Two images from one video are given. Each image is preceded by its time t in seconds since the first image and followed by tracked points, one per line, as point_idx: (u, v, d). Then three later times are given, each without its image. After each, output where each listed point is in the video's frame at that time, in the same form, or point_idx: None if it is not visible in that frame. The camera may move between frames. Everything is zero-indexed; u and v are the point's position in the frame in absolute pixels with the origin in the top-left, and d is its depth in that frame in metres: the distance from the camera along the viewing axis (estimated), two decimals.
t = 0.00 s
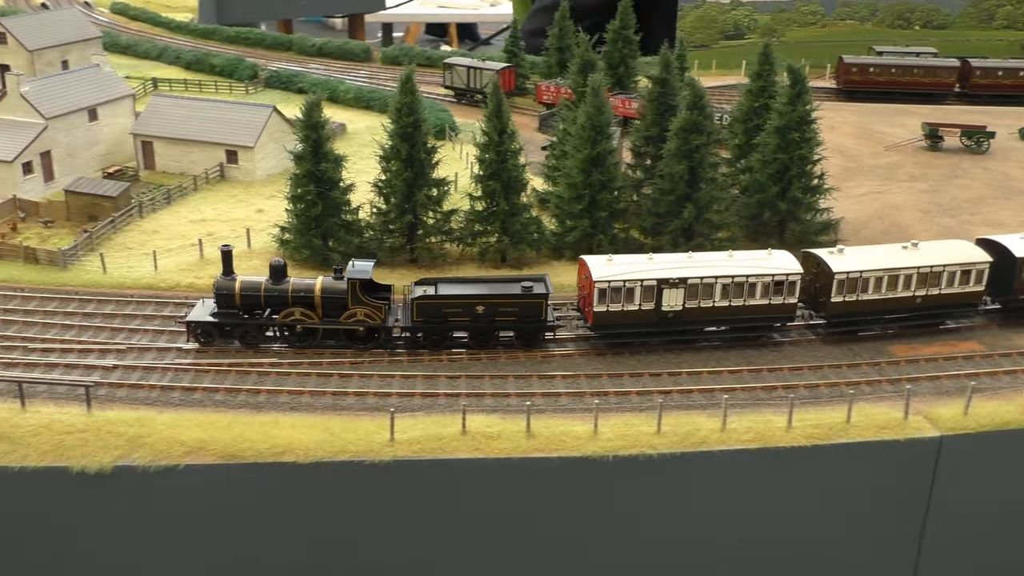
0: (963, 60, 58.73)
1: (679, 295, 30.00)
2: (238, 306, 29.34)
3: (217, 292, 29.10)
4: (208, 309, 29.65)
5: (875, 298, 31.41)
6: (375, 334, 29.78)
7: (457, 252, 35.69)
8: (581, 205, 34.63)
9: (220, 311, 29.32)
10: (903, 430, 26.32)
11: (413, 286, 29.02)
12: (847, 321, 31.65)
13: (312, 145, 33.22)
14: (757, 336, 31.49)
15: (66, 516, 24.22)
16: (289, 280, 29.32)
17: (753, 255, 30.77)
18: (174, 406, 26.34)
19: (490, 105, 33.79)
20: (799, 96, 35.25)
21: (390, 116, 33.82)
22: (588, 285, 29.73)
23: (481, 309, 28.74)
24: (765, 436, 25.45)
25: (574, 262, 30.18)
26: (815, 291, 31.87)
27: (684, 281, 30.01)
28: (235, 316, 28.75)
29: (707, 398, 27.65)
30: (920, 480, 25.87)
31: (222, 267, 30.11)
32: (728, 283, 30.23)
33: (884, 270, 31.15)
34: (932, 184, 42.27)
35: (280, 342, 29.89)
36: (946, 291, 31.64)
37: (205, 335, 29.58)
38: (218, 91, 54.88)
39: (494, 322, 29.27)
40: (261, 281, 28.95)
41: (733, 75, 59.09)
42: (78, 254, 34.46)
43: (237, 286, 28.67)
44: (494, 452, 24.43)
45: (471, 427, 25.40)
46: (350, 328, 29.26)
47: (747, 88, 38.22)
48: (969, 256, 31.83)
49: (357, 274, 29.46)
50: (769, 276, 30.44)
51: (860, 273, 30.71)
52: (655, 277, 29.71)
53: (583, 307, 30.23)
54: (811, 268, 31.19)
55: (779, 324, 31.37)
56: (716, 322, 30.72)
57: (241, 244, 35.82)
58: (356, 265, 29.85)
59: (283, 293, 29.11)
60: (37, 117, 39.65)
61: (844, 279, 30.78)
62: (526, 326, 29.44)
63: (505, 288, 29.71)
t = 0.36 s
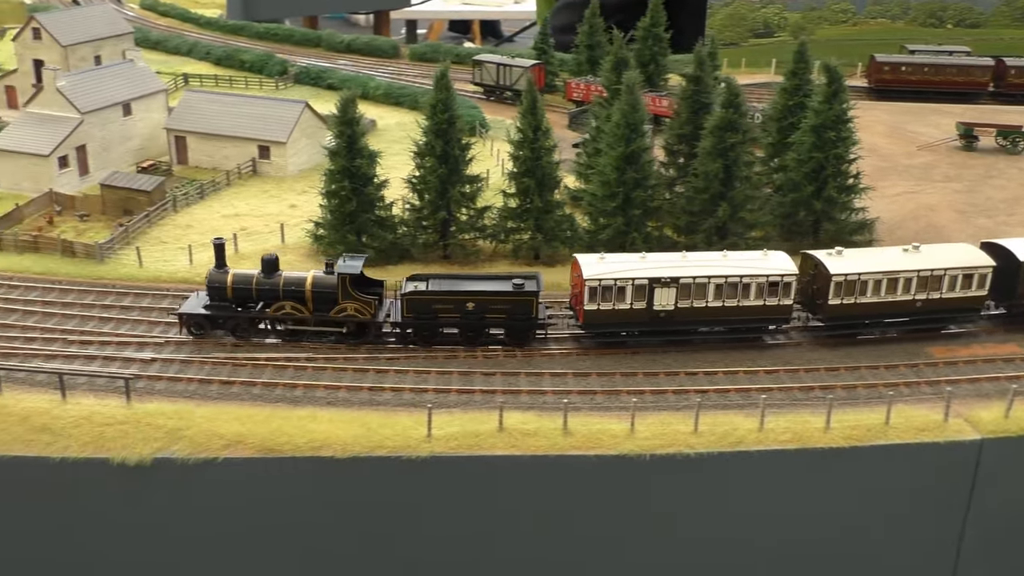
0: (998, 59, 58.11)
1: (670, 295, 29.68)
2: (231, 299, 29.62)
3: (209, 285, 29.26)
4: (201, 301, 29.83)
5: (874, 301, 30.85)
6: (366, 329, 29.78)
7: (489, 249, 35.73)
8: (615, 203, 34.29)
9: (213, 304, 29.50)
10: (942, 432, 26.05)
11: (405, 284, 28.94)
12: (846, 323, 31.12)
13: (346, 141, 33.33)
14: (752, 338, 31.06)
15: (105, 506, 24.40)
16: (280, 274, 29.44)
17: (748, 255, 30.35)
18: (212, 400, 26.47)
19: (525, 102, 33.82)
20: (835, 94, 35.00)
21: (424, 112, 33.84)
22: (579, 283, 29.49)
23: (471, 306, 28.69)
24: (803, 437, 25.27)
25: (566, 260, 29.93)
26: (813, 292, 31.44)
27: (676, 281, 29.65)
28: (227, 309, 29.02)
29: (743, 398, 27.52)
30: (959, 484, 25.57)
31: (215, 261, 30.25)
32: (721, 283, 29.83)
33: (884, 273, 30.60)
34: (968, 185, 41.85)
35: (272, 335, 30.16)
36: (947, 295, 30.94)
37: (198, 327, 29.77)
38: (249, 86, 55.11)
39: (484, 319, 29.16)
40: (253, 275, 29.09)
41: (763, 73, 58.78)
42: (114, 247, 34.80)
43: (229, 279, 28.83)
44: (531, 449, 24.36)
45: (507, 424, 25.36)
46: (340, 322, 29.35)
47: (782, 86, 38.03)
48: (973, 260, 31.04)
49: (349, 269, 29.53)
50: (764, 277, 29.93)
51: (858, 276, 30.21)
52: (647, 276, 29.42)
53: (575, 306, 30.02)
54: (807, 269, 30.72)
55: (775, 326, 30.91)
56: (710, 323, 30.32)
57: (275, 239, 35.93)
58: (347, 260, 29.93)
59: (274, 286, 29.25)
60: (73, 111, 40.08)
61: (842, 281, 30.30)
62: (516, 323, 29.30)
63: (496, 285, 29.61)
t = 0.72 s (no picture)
0: None
1: (664, 295, 29.46)
2: (229, 292, 29.79)
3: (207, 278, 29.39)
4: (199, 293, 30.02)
5: (873, 302, 30.50)
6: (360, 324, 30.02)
7: (527, 247, 35.77)
8: (653, 202, 34.24)
9: (210, 296, 29.70)
10: (988, 434, 25.81)
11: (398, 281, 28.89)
12: (843, 324, 30.75)
13: (386, 139, 33.53)
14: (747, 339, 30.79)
15: (150, 499, 24.62)
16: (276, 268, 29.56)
17: (744, 256, 30.16)
18: (256, 394, 26.68)
19: (565, 100, 33.90)
20: (877, 94, 34.67)
21: (464, 110, 33.96)
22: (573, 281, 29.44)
23: (464, 303, 28.83)
24: (846, 438, 25.18)
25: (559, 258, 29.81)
26: (811, 293, 31.10)
27: (670, 281, 29.45)
28: (223, 301, 29.17)
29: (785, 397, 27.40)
30: (1007, 487, 25.25)
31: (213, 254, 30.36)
32: (716, 284, 29.58)
33: (883, 275, 30.22)
34: (1008, 185, 41.42)
35: (268, 328, 30.26)
36: (949, 298, 30.47)
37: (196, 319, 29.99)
38: (283, 84, 55.45)
39: (477, 316, 29.29)
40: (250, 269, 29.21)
41: (798, 72, 58.48)
42: (155, 243, 35.21)
43: (225, 273, 28.98)
44: (574, 447, 24.49)
45: (549, 421, 25.41)
46: (334, 317, 29.52)
47: (821, 85, 37.81)
48: (976, 264, 30.59)
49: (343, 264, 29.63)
50: (759, 278, 29.63)
51: (855, 278, 29.87)
52: (640, 275, 29.27)
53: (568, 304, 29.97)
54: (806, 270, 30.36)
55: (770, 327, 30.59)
56: (705, 323, 30.07)
57: (315, 236, 36.17)
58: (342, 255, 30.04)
59: (269, 280, 29.39)
60: (113, 108, 40.55)
61: (840, 283, 29.94)
62: (510, 320, 29.40)
63: (491, 281, 29.69)
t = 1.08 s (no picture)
0: None
1: (661, 290, 29.41)
2: (233, 280, 30.23)
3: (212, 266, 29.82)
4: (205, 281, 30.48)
5: (873, 301, 30.10)
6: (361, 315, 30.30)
7: (567, 242, 35.83)
8: (694, 198, 34.27)
9: (215, 285, 30.15)
10: None
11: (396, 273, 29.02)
12: (844, 323, 30.46)
13: (429, 134, 33.79)
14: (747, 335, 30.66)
15: (200, 487, 24.89)
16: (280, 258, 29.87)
17: (742, 252, 30.03)
18: (305, 385, 26.98)
19: (607, 96, 34.09)
20: (920, 91, 34.52)
21: (507, 106, 34.14)
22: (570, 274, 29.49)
23: (462, 295, 28.95)
24: (893, 435, 25.14)
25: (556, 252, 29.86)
26: (812, 291, 30.84)
27: (667, 276, 29.38)
28: (226, 289, 29.61)
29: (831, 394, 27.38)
30: None
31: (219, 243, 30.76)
32: (713, 280, 29.46)
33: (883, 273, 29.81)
34: None
35: (270, 316, 30.66)
36: (952, 298, 29.97)
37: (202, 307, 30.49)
38: (318, 79, 55.88)
39: (475, 309, 29.40)
40: (254, 259, 29.56)
41: (832, 70, 58.39)
42: (199, 235, 35.65)
43: (229, 263, 29.39)
44: (621, 440, 24.65)
45: (595, 415, 25.48)
46: (333, 307, 29.77)
47: (862, 82, 37.73)
48: (980, 264, 30.02)
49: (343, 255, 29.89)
50: (757, 275, 29.46)
51: (854, 275, 29.55)
52: (637, 270, 29.25)
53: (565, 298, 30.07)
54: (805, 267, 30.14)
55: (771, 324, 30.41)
56: (704, 319, 29.93)
57: (357, 229, 36.49)
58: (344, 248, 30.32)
59: (271, 269, 29.71)
60: (157, 103, 41.05)
61: (838, 281, 29.64)
62: (508, 314, 29.35)
63: (490, 274, 29.75)
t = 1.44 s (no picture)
0: None
1: (672, 298, 29.66)
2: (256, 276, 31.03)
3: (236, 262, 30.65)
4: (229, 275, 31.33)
5: (885, 315, 29.94)
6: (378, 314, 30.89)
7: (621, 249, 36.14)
8: (749, 209, 34.64)
9: (240, 280, 30.98)
10: None
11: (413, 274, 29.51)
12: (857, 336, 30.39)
13: (489, 141, 34.31)
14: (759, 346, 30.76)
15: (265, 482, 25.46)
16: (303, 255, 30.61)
17: (755, 263, 30.14)
18: (369, 384, 27.50)
19: (665, 106, 34.37)
20: (979, 106, 34.33)
21: (566, 114, 34.55)
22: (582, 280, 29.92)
23: (477, 298, 29.45)
24: (952, 451, 25.15)
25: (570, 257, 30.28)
26: (825, 303, 30.83)
27: (679, 284, 29.62)
28: (249, 285, 30.42)
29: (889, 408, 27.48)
30: None
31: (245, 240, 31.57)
32: (724, 290, 29.62)
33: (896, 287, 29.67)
34: None
35: (293, 312, 31.49)
36: (966, 315, 29.72)
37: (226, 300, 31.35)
38: (368, 83, 56.68)
39: (489, 311, 29.90)
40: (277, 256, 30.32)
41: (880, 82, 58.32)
42: (261, 236, 36.19)
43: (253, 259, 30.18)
44: (680, 448, 24.97)
45: (656, 422, 25.78)
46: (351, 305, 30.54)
47: (919, 95, 37.62)
48: (998, 280, 29.71)
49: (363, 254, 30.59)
50: (769, 286, 29.47)
51: (866, 288, 29.49)
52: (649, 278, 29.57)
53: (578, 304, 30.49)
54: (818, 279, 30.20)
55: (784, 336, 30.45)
56: (715, 328, 30.15)
57: (414, 233, 37.13)
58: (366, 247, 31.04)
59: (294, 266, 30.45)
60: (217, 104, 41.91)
61: (850, 293, 29.60)
62: (521, 317, 29.90)
63: (506, 278, 30.24)
